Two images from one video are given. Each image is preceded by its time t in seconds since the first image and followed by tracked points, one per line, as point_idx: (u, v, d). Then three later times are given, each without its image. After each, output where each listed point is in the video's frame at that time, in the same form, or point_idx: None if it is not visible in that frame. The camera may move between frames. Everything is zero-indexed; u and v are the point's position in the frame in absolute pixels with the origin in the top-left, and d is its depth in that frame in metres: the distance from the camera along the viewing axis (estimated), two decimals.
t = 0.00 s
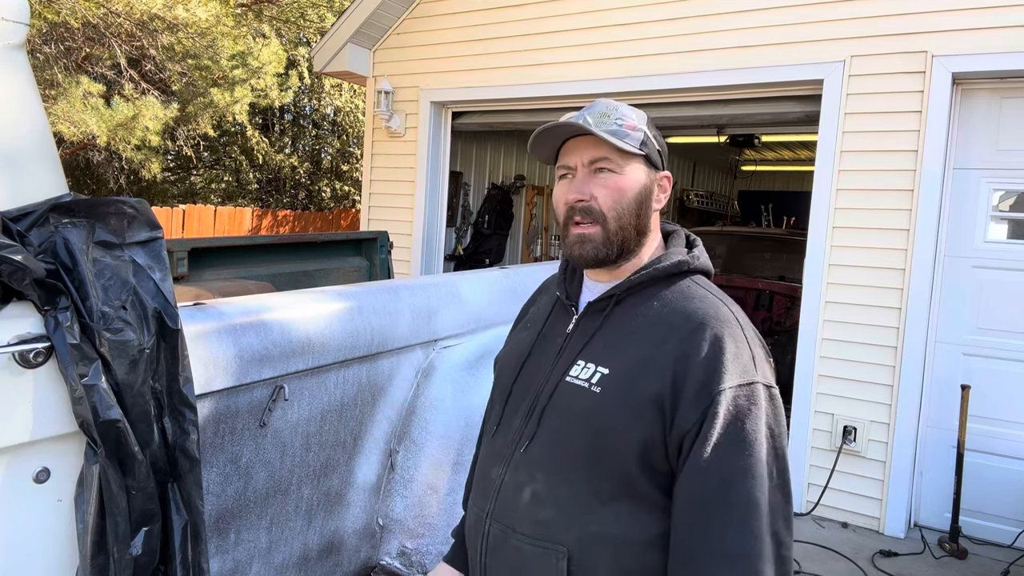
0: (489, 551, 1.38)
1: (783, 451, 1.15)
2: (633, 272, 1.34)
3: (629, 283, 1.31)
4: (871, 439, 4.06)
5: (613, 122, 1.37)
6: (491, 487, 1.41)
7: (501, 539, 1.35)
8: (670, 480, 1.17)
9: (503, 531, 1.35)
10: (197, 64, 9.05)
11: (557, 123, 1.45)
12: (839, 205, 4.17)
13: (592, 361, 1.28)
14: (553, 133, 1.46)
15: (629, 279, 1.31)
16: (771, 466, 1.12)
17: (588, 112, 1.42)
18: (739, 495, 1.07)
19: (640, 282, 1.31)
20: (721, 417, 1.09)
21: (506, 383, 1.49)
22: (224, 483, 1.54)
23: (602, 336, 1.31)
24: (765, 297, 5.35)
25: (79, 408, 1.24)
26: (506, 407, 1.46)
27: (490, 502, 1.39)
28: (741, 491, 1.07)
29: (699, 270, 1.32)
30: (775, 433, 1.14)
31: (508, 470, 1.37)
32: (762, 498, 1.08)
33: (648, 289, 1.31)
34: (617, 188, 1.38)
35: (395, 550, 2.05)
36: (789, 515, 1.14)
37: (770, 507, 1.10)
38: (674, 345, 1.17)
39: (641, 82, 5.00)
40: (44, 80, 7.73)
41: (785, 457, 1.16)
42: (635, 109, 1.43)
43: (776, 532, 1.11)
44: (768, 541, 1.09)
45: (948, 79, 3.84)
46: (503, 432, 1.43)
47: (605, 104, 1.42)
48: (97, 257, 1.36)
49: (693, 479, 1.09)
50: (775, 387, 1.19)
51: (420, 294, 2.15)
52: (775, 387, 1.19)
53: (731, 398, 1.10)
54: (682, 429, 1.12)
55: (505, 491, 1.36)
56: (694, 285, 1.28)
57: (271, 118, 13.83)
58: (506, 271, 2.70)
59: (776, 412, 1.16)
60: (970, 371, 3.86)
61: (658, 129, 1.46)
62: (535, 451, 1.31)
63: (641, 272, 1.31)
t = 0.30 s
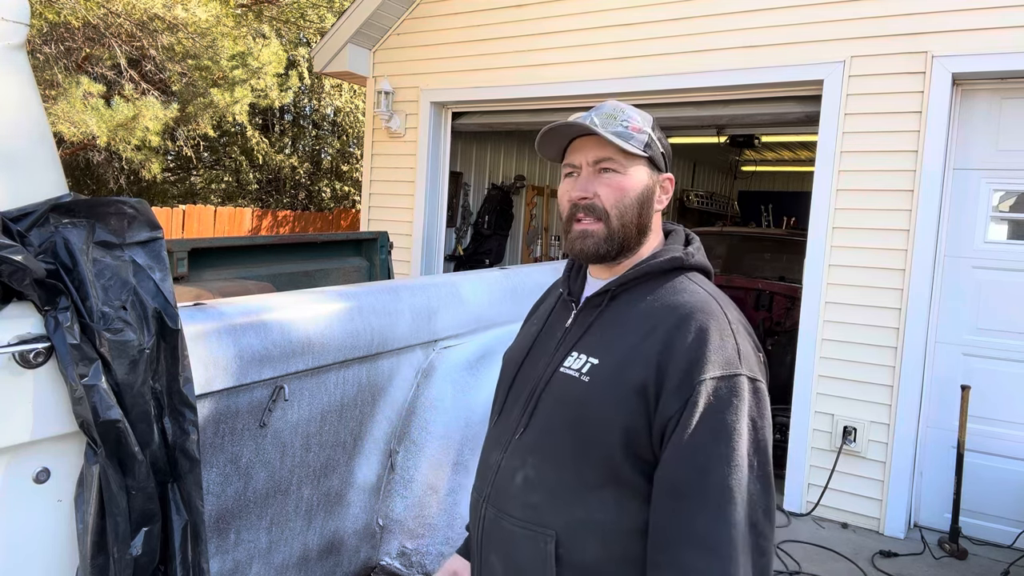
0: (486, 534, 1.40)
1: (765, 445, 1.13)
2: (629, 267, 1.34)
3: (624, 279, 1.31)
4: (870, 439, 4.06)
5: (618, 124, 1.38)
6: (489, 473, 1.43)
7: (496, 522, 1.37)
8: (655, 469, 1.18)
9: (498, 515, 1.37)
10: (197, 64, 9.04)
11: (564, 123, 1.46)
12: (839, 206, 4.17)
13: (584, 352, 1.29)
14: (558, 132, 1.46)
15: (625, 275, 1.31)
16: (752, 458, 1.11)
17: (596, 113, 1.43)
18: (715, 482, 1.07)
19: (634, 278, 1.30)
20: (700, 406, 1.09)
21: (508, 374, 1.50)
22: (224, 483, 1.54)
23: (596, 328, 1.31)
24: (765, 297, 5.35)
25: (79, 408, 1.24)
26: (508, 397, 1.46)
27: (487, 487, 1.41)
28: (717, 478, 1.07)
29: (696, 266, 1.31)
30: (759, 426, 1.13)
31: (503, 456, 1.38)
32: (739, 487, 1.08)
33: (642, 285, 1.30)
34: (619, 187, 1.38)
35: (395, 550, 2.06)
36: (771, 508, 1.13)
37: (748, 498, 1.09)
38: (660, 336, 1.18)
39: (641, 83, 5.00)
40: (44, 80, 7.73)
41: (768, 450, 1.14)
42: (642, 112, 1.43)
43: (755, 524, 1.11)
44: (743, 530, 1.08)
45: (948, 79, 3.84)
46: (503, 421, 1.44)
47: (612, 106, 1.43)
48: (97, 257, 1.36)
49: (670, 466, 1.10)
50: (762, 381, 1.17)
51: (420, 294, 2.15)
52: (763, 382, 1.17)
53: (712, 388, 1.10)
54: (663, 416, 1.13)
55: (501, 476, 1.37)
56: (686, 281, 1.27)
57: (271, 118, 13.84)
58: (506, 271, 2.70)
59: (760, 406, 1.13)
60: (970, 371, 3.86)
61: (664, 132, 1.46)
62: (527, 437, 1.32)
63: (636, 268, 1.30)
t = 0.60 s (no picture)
0: (490, 531, 1.41)
1: (758, 436, 1.13)
2: (623, 267, 1.34)
3: (617, 279, 1.31)
4: (871, 439, 4.06)
5: (611, 130, 1.38)
6: (492, 472, 1.43)
7: (499, 519, 1.37)
8: (651, 464, 1.18)
9: (501, 511, 1.37)
10: (197, 64, 9.04)
11: (558, 129, 1.46)
12: (839, 205, 4.17)
13: (581, 351, 1.29)
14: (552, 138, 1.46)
15: (618, 274, 1.31)
16: (745, 450, 1.12)
17: (588, 120, 1.42)
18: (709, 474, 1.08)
19: (628, 276, 1.30)
20: (692, 402, 1.09)
21: (511, 374, 1.50)
22: (224, 483, 1.54)
23: (593, 327, 1.32)
24: (765, 297, 5.35)
25: (79, 408, 1.24)
26: (512, 396, 1.46)
27: (490, 485, 1.41)
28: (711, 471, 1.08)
29: (690, 262, 1.31)
30: (752, 418, 1.13)
31: (505, 454, 1.39)
32: (732, 478, 1.09)
33: (636, 283, 1.30)
34: (613, 192, 1.38)
35: (395, 550, 2.05)
36: (766, 497, 1.14)
37: (742, 488, 1.10)
38: (652, 333, 1.18)
39: (641, 82, 5.00)
40: (44, 80, 7.72)
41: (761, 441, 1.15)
42: (634, 116, 1.42)
43: (751, 512, 1.12)
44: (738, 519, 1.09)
45: (948, 79, 3.84)
46: (506, 420, 1.44)
47: (604, 112, 1.42)
48: (97, 257, 1.36)
49: (664, 461, 1.11)
50: (755, 374, 1.17)
51: (420, 294, 2.15)
52: (755, 376, 1.17)
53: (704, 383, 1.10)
54: (657, 412, 1.13)
55: (504, 474, 1.38)
56: (679, 278, 1.27)
57: (271, 118, 13.84)
58: (506, 271, 2.70)
59: (752, 399, 1.14)
60: (969, 371, 3.86)
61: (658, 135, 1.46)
62: (527, 435, 1.33)
63: (630, 266, 1.30)
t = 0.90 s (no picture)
0: (488, 525, 1.41)
1: (753, 436, 1.13)
2: (623, 267, 1.34)
3: (615, 279, 1.31)
4: (870, 439, 4.06)
5: (614, 133, 1.38)
6: (490, 468, 1.44)
7: (497, 513, 1.38)
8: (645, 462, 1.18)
9: (498, 507, 1.37)
10: (197, 64, 9.04)
11: (561, 132, 1.47)
12: (839, 206, 4.17)
13: (577, 349, 1.29)
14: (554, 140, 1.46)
15: (617, 274, 1.31)
16: (739, 450, 1.11)
17: (592, 122, 1.43)
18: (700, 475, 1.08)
19: (627, 277, 1.30)
20: (683, 401, 1.10)
21: (514, 371, 1.51)
22: (224, 483, 1.54)
23: (590, 326, 1.32)
24: (765, 297, 5.35)
25: (79, 408, 1.24)
26: (514, 393, 1.47)
27: (488, 482, 1.42)
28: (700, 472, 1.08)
29: (691, 263, 1.31)
30: (745, 418, 1.13)
31: (503, 450, 1.39)
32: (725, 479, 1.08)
33: (635, 283, 1.30)
34: (615, 195, 1.38)
35: (395, 550, 2.04)
36: (760, 497, 1.13)
37: (735, 488, 1.10)
38: (646, 332, 1.18)
39: (641, 83, 5.00)
40: (44, 80, 7.72)
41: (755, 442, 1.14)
42: (638, 119, 1.43)
43: (744, 512, 1.11)
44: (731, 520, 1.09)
45: (948, 79, 3.84)
46: (506, 418, 1.44)
47: (608, 115, 1.43)
48: (97, 258, 1.36)
49: (656, 461, 1.11)
50: (750, 374, 1.16)
51: (420, 294, 2.15)
52: (750, 375, 1.16)
53: (696, 383, 1.10)
54: (650, 410, 1.13)
55: (502, 469, 1.38)
56: (676, 278, 1.27)
57: (271, 118, 13.85)
58: (506, 271, 2.71)
59: (746, 400, 1.14)
60: (970, 371, 3.86)
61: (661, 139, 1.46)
62: (523, 432, 1.33)
63: (628, 267, 1.30)
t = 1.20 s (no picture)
0: (478, 525, 1.43)
1: (746, 457, 1.09)
2: (631, 271, 1.33)
3: (623, 282, 1.30)
4: (870, 439, 4.06)
5: (629, 129, 1.36)
6: (489, 466, 1.45)
7: (487, 512, 1.39)
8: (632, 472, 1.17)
9: (489, 505, 1.39)
10: (197, 64, 9.04)
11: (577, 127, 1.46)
12: (839, 205, 4.17)
13: (578, 352, 1.30)
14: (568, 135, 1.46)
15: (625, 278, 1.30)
16: (727, 472, 1.08)
17: (608, 117, 1.41)
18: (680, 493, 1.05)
19: (634, 282, 1.29)
20: (671, 414, 1.08)
21: (521, 368, 1.52)
22: (224, 483, 1.55)
23: (592, 330, 1.32)
24: (765, 297, 5.35)
25: (79, 408, 1.24)
26: (516, 391, 1.47)
27: (484, 479, 1.43)
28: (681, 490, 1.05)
29: (706, 270, 1.28)
30: (738, 441, 1.09)
31: (500, 449, 1.41)
32: (706, 500, 1.06)
33: (642, 289, 1.29)
34: (625, 194, 1.37)
35: (395, 550, 2.03)
36: (744, 525, 1.08)
37: (717, 513, 1.07)
38: (644, 340, 1.18)
39: (641, 82, 5.00)
40: (44, 80, 7.72)
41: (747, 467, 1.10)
42: (658, 113, 1.40)
43: (724, 539, 1.07)
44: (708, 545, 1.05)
45: (948, 79, 3.84)
46: (507, 417, 1.46)
47: (626, 108, 1.41)
48: (97, 257, 1.36)
49: (639, 474, 1.09)
50: (751, 396, 1.12)
51: (420, 294, 2.15)
52: (750, 396, 1.12)
53: (687, 397, 1.08)
54: (637, 419, 1.13)
55: (495, 469, 1.39)
56: (686, 286, 1.25)
57: (270, 118, 13.85)
58: (505, 271, 2.71)
59: (742, 422, 1.09)
60: (970, 371, 3.86)
61: (683, 133, 1.42)
62: (518, 433, 1.34)
63: (640, 270, 1.28)
